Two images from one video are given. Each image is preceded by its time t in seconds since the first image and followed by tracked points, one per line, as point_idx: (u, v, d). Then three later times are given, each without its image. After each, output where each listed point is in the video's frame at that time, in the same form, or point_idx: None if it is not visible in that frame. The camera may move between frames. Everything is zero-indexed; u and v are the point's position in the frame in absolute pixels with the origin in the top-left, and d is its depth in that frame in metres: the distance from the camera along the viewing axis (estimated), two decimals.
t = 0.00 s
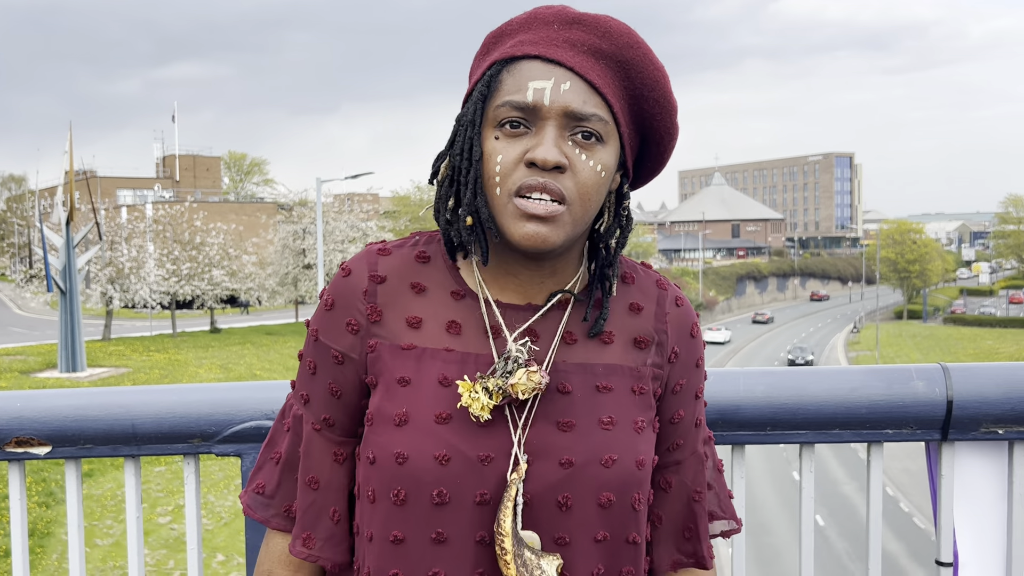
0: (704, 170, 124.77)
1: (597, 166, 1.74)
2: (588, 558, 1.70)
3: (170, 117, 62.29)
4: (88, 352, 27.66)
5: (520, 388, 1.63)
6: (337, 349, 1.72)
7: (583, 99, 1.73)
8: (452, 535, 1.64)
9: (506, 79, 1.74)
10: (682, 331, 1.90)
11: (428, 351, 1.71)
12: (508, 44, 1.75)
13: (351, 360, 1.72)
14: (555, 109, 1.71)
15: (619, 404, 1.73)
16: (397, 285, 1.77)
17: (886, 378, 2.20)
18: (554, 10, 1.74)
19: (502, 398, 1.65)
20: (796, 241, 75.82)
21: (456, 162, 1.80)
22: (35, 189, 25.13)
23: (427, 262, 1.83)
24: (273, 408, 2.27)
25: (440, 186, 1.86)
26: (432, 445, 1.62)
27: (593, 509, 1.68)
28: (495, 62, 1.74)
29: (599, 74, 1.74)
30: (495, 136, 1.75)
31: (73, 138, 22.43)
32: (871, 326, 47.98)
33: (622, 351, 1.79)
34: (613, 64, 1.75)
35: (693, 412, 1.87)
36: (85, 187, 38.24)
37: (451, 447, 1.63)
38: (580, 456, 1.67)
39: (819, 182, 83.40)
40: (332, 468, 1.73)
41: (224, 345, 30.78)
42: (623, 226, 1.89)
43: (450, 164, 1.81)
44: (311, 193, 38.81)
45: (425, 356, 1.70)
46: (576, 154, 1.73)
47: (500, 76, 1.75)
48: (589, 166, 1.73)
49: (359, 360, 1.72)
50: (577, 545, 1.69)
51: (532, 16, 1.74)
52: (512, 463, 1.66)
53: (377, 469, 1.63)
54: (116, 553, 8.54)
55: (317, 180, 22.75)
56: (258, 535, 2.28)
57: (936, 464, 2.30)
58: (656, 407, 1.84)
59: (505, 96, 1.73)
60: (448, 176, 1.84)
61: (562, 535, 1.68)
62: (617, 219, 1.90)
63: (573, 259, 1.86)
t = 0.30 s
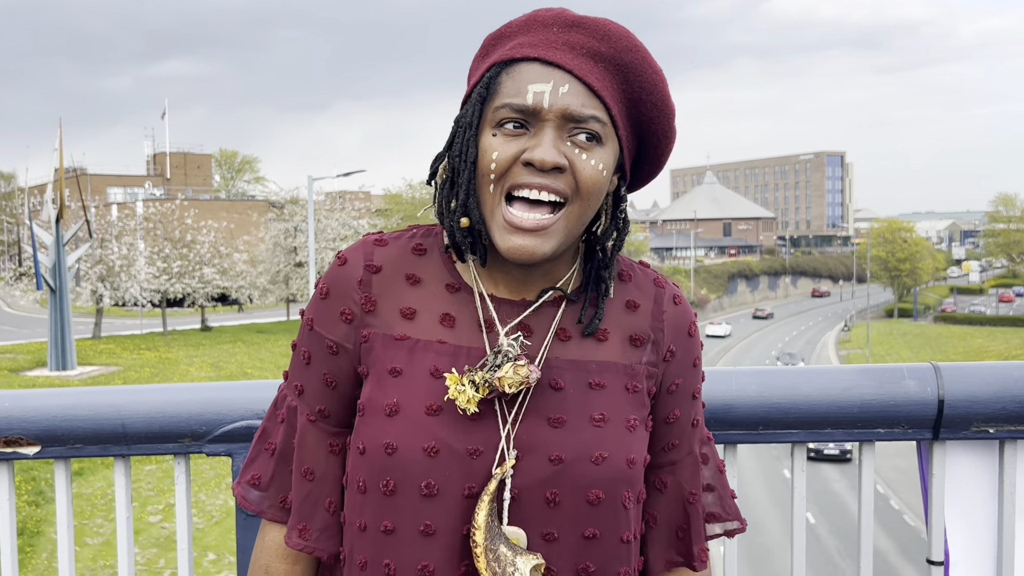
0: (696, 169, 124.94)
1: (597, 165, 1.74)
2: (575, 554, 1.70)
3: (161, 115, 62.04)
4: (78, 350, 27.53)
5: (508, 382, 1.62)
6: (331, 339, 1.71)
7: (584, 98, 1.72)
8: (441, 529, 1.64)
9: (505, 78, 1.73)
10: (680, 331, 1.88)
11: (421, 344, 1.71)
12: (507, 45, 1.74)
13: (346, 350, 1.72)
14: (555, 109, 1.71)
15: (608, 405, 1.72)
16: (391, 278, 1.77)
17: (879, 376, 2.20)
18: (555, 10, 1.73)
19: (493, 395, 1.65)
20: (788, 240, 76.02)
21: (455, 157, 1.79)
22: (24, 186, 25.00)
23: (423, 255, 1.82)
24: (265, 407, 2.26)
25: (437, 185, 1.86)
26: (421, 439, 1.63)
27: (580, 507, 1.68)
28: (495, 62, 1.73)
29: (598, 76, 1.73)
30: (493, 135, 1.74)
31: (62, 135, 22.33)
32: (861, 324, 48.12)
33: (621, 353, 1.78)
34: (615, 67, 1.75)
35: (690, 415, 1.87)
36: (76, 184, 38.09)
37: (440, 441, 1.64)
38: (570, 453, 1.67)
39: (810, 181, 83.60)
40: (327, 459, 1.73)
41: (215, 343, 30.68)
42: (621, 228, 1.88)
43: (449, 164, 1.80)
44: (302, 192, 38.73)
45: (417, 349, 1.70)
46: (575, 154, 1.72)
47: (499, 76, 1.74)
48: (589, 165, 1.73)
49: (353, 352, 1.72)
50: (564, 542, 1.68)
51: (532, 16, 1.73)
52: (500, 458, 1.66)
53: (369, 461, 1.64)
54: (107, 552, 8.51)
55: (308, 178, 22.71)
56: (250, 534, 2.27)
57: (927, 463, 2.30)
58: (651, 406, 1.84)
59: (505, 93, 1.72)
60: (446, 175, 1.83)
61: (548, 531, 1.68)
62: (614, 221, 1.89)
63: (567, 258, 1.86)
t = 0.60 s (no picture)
0: (688, 169, 124.86)
1: (604, 173, 1.74)
2: (568, 565, 1.68)
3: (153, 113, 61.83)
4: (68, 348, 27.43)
5: (512, 393, 1.61)
6: (330, 343, 1.72)
7: (593, 106, 1.73)
8: (433, 534, 1.63)
9: (512, 89, 1.73)
10: (670, 339, 1.87)
11: (418, 350, 1.70)
12: (513, 55, 1.73)
13: (343, 354, 1.72)
14: (567, 116, 1.71)
15: (603, 411, 1.72)
16: (390, 284, 1.78)
17: (871, 376, 2.20)
18: (560, 24, 1.74)
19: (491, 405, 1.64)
20: (780, 238, 76.22)
21: (458, 169, 1.79)
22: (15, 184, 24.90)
23: (422, 261, 1.83)
24: (257, 407, 2.25)
25: (441, 197, 1.86)
26: (415, 446, 1.62)
27: (572, 515, 1.67)
28: (502, 74, 1.72)
29: (604, 86, 1.73)
30: (504, 144, 1.73)
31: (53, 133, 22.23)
32: (853, 323, 48.25)
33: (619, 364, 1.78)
34: (620, 78, 1.75)
35: (699, 421, 1.83)
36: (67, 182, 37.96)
37: (436, 447, 1.63)
38: (562, 464, 1.66)
39: (803, 180, 83.79)
40: (321, 461, 1.73)
41: (207, 342, 30.63)
42: (620, 236, 1.89)
43: (455, 175, 1.80)
44: (295, 190, 38.65)
45: (415, 353, 1.70)
46: (586, 162, 1.72)
47: (506, 86, 1.73)
48: (598, 174, 1.73)
49: (350, 356, 1.73)
50: (555, 550, 1.67)
51: (535, 29, 1.74)
52: (496, 467, 1.65)
53: (362, 463, 1.65)
54: (98, 551, 8.50)
55: (301, 177, 22.66)
56: (240, 533, 2.27)
57: (918, 462, 2.30)
58: (652, 411, 1.83)
59: (513, 102, 1.72)
60: (451, 186, 1.83)
61: (540, 541, 1.66)
62: (615, 228, 1.90)
63: (564, 269, 1.86)
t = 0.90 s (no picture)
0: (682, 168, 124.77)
1: (566, 185, 1.81)
2: (552, 522, 1.66)
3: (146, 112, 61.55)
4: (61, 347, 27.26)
5: (487, 365, 1.66)
6: (310, 348, 1.82)
7: (554, 127, 1.78)
8: (412, 505, 1.67)
9: (478, 114, 1.79)
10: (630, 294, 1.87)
11: (392, 343, 1.77)
12: (474, 81, 1.80)
13: (325, 357, 1.81)
14: (529, 139, 1.76)
15: (579, 374, 1.73)
16: (368, 291, 1.87)
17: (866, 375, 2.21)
18: (519, 49, 1.79)
19: (466, 381, 1.69)
20: (774, 238, 76.20)
21: (426, 192, 1.87)
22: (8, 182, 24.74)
23: (400, 272, 1.91)
24: (253, 408, 2.24)
25: (412, 213, 1.94)
26: (389, 421, 1.68)
27: (551, 476, 1.66)
28: (467, 98, 1.79)
29: (562, 109, 1.79)
30: (471, 162, 1.81)
31: (46, 131, 22.09)
32: (847, 322, 48.27)
33: (589, 335, 1.81)
34: (575, 99, 1.80)
35: (686, 338, 1.78)
36: (59, 181, 37.75)
37: (408, 421, 1.68)
38: (532, 426, 1.67)
39: (797, 179, 83.79)
40: (310, 467, 1.81)
41: (201, 341, 30.51)
42: (579, 239, 1.97)
43: (423, 193, 1.90)
44: (288, 189, 38.52)
45: (389, 346, 1.77)
46: (548, 177, 1.79)
47: (472, 111, 1.79)
48: (561, 186, 1.80)
49: (331, 357, 1.81)
50: (537, 511, 1.65)
51: (494, 53, 1.79)
52: (477, 442, 1.68)
53: (342, 450, 1.71)
54: (91, 551, 8.48)
55: (295, 175, 22.56)
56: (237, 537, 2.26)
57: (916, 462, 2.29)
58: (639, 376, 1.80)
59: (478, 127, 1.78)
60: (420, 205, 1.92)
61: (522, 505, 1.65)
62: (576, 230, 1.97)
63: (536, 267, 1.91)
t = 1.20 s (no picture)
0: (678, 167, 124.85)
1: (544, 199, 1.79)
2: (534, 526, 1.65)
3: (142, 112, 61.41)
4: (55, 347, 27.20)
5: (459, 377, 1.68)
6: (306, 360, 1.85)
7: (524, 147, 1.76)
8: (397, 511, 1.70)
9: (452, 134, 1.79)
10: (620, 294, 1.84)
11: (381, 355, 1.81)
12: (443, 104, 1.80)
13: (319, 369, 1.85)
14: (502, 161, 1.76)
15: (562, 378, 1.73)
16: (362, 304, 1.90)
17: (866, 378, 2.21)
18: (486, 66, 1.77)
19: (450, 392, 1.71)
20: (769, 238, 76.25)
21: (411, 215, 1.87)
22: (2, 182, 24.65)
23: (393, 286, 1.93)
24: (250, 409, 2.24)
25: (398, 234, 1.95)
26: (373, 429, 1.72)
27: (536, 486, 1.65)
28: (439, 120, 1.79)
29: (534, 124, 1.76)
30: (447, 183, 1.82)
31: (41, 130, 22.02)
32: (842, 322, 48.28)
33: (577, 336, 1.81)
34: (547, 111, 1.77)
35: (669, 320, 1.76)
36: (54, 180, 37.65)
37: (391, 431, 1.72)
38: (514, 429, 1.68)
39: (792, 179, 83.86)
40: (304, 476, 1.84)
41: (196, 341, 30.45)
42: (570, 247, 1.92)
43: (405, 216, 1.90)
44: (284, 188, 38.44)
45: (377, 358, 1.81)
46: (523, 193, 1.78)
47: (445, 132, 1.80)
48: (537, 200, 1.78)
49: (324, 369, 1.85)
50: (521, 513, 1.65)
51: (462, 74, 1.78)
52: (458, 449, 1.70)
53: (331, 459, 1.74)
54: (86, 551, 8.48)
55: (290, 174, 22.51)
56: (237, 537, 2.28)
57: (911, 461, 2.31)
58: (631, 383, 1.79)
59: (453, 151, 1.79)
60: (403, 226, 1.92)
61: (507, 507, 1.65)
62: (565, 240, 1.92)
63: (526, 279, 1.90)
